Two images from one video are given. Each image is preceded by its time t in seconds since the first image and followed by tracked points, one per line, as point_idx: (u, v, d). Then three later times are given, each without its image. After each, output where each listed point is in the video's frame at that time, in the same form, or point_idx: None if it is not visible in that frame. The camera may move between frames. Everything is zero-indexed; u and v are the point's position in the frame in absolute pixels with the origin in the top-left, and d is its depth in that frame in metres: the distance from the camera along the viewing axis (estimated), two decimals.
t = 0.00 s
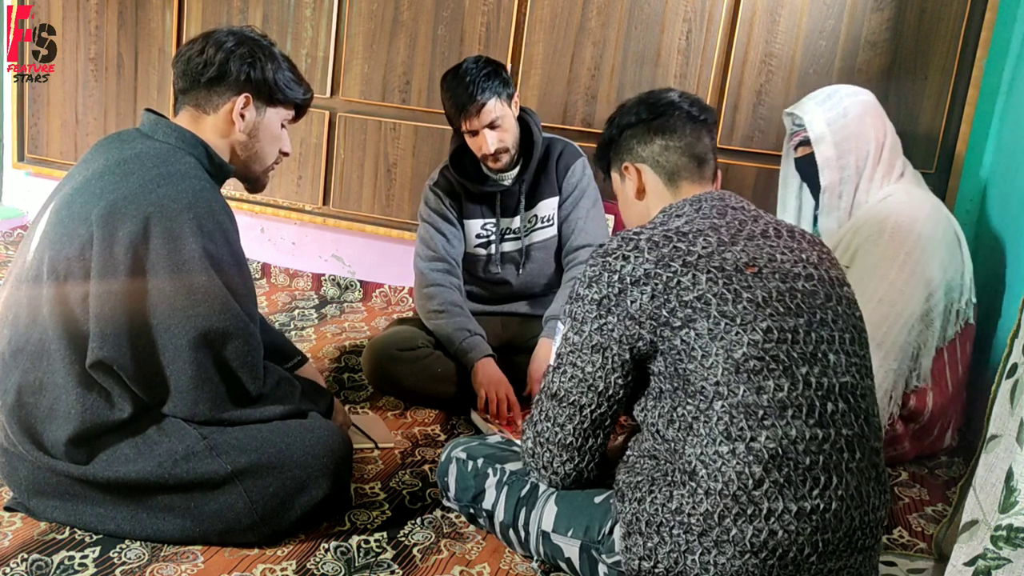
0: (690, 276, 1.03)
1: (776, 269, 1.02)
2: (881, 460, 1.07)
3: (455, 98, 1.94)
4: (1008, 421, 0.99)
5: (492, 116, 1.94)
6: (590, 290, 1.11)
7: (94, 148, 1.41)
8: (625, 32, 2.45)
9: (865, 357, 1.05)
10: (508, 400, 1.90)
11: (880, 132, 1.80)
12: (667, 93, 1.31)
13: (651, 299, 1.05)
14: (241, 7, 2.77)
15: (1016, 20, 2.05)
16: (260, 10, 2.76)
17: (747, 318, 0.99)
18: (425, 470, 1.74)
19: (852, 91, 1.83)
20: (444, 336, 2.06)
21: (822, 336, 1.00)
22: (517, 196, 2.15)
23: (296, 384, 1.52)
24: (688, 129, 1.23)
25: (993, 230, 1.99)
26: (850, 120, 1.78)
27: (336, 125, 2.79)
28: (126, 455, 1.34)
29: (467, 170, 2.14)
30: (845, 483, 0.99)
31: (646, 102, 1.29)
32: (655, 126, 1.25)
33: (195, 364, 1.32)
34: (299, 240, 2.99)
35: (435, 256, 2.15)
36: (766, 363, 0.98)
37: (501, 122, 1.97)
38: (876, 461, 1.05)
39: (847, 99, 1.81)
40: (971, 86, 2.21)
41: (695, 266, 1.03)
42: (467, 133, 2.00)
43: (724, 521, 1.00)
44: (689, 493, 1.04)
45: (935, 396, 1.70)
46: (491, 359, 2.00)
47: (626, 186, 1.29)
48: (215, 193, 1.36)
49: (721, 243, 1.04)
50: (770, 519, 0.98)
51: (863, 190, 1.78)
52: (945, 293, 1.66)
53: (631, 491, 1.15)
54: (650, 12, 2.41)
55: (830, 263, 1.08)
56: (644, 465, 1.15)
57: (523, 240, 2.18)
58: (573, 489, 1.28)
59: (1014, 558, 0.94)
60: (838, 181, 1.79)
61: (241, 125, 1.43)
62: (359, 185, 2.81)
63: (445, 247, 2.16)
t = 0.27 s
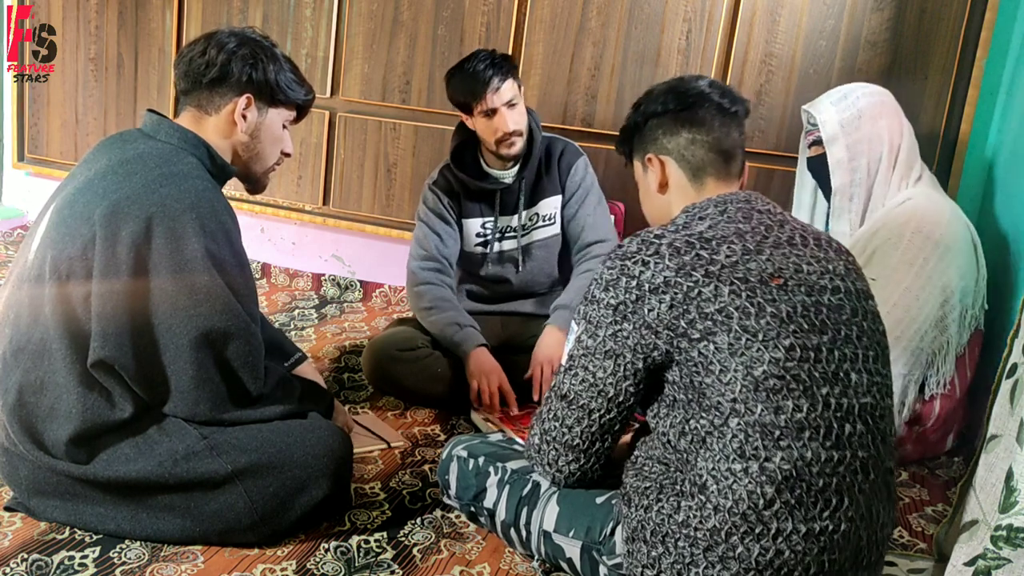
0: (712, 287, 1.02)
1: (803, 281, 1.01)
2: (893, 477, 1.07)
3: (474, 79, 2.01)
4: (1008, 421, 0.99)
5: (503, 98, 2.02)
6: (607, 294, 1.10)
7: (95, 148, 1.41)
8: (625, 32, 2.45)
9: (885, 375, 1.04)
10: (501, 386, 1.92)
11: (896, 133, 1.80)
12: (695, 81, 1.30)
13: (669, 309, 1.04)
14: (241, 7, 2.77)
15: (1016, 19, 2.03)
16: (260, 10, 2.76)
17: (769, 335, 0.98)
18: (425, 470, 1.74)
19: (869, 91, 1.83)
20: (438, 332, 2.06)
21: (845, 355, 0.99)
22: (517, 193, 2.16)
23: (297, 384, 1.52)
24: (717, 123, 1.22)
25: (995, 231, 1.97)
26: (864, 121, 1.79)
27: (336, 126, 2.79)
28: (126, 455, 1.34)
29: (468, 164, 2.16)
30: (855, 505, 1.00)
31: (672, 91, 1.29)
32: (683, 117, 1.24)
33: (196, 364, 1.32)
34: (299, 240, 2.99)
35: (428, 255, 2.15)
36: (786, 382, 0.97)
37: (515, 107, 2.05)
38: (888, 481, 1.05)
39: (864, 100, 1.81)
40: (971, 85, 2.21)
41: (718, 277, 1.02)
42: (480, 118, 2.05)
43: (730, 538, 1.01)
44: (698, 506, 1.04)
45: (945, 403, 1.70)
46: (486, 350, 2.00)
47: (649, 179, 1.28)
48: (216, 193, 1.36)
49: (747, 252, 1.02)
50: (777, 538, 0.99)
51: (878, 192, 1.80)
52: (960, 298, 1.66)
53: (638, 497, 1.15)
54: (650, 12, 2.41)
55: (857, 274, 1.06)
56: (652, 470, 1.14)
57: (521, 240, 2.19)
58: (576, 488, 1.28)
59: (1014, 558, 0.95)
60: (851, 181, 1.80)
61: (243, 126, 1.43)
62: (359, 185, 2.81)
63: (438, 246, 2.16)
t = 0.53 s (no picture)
0: (724, 295, 1.01)
1: (816, 290, 1.00)
2: (899, 487, 1.08)
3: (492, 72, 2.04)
4: (1008, 421, 0.99)
5: (518, 96, 2.04)
6: (615, 298, 1.09)
7: (95, 149, 1.41)
8: (625, 32, 2.45)
9: (894, 386, 1.05)
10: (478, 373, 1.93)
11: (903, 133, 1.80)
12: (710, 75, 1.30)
13: (679, 316, 1.03)
14: (241, 7, 2.77)
15: (1016, 20, 2.04)
16: (260, 10, 2.77)
17: (781, 346, 0.98)
18: (425, 470, 1.74)
19: (874, 90, 1.83)
20: (421, 324, 2.06)
21: (857, 367, 0.99)
22: (522, 195, 2.18)
23: (297, 383, 1.52)
24: (731, 119, 1.22)
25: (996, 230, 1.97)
26: (874, 121, 1.79)
27: (336, 125, 2.79)
28: (126, 455, 1.34)
29: (475, 161, 2.18)
30: (861, 516, 1.00)
31: (684, 87, 1.28)
32: (695, 113, 1.24)
33: (196, 364, 1.32)
34: (299, 239, 2.99)
35: (420, 248, 2.15)
36: (797, 395, 0.97)
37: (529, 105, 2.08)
38: (894, 491, 1.06)
39: (872, 99, 1.81)
40: (971, 85, 2.21)
41: (730, 284, 1.01)
42: (495, 111, 2.06)
43: (734, 547, 1.01)
44: (702, 514, 1.04)
45: (947, 404, 1.73)
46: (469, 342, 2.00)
47: (661, 176, 1.28)
48: (217, 193, 1.36)
49: (760, 258, 1.01)
50: (781, 550, 0.99)
51: (886, 192, 1.79)
52: (963, 299, 1.68)
53: (642, 500, 1.14)
54: (650, 12, 2.41)
55: (870, 281, 1.06)
56: (657, 473, 1.14)
57: (525, 241, 2.20)
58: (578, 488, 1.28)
59: (1014, 558, 0.95)
60: (861, 180, 1.78)
61: (243, 126, 1.43)
62: (359, 185, 2.81)
63: (431, 240, 2.17)
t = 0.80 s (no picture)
0: (715, 290, 1.02)
1: (806, 284, 1.01)
2: (896, 482, 1.07)
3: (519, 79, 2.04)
4: (1008, 421, 0.99)
5: (542, 102, 2.05)
6: (608, 296, 1.10)
7: (94, 149, 1.41)
8: (625, 32, 2.45)
9: (888, 379, 1.05)
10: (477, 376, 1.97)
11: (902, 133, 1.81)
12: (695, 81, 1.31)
13: (671, 312, 1.04)
14: (241, 7, 2.77)
15: (1016, 20, 2.04)
16: (260, 10, 2.77)
17: (772, 339, 0.98)
18: (425, 469, 1.74)
19: (874, 92, 1.84)
20: (427, 327, 2.07)
21: (848, 359, 0.99)
22: (531, 205, 2.17)
23: (296, 383, 1.52)
24: (718, 121, 1.22)
25: (996, 230, 1.97)
26: (871, 121, 1.79)
27: (336, 125, 2.79)
28: (126, 455, 1.34)
29: (489, 167, 2.16)
30: (857, 508, 1.00)
31: (671, 92, 1.29)
32: (682, 117, 1.25)
33: (195, 363, 1.32)
34: (299, 239, 2.99)
35: (429, 259, 2.15)
36: (790, 387, 0.97)
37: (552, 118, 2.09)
38: (891, 485, 1.06)
39: (870, 99, 1.82)
40: (971, 85, 2.21)
41: (722, 280, 1.02)
42: (517, 117, 2.06)
43: (732, 541, 1.01)
44: (699, 509, 1.04)
45: (946, 402, 1.72)
46: (471, 348, 2.02)
47: (650, 180, 1.29)
48: (216, 193, 1.36)
49: (750, 254, 1.02)
50: (779, 542, 0.99)
51: (883, 192, 1.80)
52: (961, 299, 1.67)
53: (640, 498, 1.14)
54: (650, 12, 2.41)
55: (859, 276, 1.06)
56: (654, 471, 1.14)
57: (530, 252, 2.19)
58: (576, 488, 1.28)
59: (1014, 558, 0.95)
60: (858, 180, 1.79)
61: (242, 126, 1.43)
62: (359, 185, 2.81)
63: (441, 251, 2.16)
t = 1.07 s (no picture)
0: (694, 279, 1.02)
1: (780, 272, 1.02)
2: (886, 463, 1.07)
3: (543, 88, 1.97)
4: (1008, 421, 1.00)
5: (569, 118, 1.99)
6: (591, 292, 1.11)
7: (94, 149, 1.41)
8: (625, 32, 2.45)
9: (869, 361, 1.05)
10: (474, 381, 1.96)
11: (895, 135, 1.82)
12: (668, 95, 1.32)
13: (653, 302, 1.05)
14: (241, 7, 2.77)
15: (1016, 20, 2.05)
16: (260, 10, 2.77)
17: (751, 322, 0.99)
18: (425, 470, 1.74)
19: (866, 94, 1.86)
20: (428, 326, 2.06)
21: (827, 339, 1.00)
22: (546, 212, 2.15)
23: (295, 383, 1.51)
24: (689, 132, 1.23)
25: (995, 231, 1.98)
26: (859, 122, 1.81)
27: (336, 125, 2.79)
28: (126, 455, 1.34)
29: (505, 174, 2.13)
30: (848, 487, 1.00)
31: (646, 105, 1.29)
32: (655, 128, 1.25)
33: (195, 364, 1.32)
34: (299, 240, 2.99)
35: (433, 261, 2.13)
36: (771, 367, 0.98)
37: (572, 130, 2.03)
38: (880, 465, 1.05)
39: (858, 101, 1.83)
40: (971, 85, 2.21)
41: (699, 269, 1.03)
42: (536, 127, 2.00)
43: (725, 524, 1.00)
44: (691, 495, 1.04)
45: (945, 401, 1.73)
46: (477, 353, 2.03)
47: (626, 190, 1.29)
48: (216, 193, 1.36)
49: (725, 245, 1.04)
50: (773, 522, 0.98)
51: (875, 193, 1.80)
52: (958, 302, 1.68)
53: (633, 492, 1.14)
54: (650, 12, 2.41)
55: (833, 265, 1.08)
56: (646, 466, 1.15)
57: (539, 258, 2.19)
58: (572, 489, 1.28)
59: (1014, 558, 0.95)
60: (848, 181, 1.79)
61: (242, 126, 1.43)
62: (359, 185, 2.81)
63: (446, 255, 2.13)
